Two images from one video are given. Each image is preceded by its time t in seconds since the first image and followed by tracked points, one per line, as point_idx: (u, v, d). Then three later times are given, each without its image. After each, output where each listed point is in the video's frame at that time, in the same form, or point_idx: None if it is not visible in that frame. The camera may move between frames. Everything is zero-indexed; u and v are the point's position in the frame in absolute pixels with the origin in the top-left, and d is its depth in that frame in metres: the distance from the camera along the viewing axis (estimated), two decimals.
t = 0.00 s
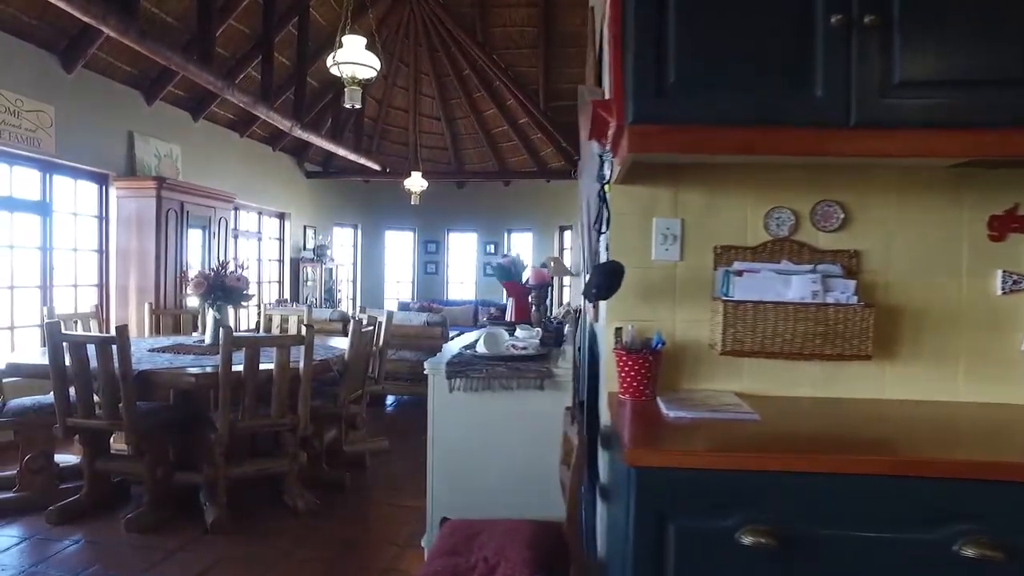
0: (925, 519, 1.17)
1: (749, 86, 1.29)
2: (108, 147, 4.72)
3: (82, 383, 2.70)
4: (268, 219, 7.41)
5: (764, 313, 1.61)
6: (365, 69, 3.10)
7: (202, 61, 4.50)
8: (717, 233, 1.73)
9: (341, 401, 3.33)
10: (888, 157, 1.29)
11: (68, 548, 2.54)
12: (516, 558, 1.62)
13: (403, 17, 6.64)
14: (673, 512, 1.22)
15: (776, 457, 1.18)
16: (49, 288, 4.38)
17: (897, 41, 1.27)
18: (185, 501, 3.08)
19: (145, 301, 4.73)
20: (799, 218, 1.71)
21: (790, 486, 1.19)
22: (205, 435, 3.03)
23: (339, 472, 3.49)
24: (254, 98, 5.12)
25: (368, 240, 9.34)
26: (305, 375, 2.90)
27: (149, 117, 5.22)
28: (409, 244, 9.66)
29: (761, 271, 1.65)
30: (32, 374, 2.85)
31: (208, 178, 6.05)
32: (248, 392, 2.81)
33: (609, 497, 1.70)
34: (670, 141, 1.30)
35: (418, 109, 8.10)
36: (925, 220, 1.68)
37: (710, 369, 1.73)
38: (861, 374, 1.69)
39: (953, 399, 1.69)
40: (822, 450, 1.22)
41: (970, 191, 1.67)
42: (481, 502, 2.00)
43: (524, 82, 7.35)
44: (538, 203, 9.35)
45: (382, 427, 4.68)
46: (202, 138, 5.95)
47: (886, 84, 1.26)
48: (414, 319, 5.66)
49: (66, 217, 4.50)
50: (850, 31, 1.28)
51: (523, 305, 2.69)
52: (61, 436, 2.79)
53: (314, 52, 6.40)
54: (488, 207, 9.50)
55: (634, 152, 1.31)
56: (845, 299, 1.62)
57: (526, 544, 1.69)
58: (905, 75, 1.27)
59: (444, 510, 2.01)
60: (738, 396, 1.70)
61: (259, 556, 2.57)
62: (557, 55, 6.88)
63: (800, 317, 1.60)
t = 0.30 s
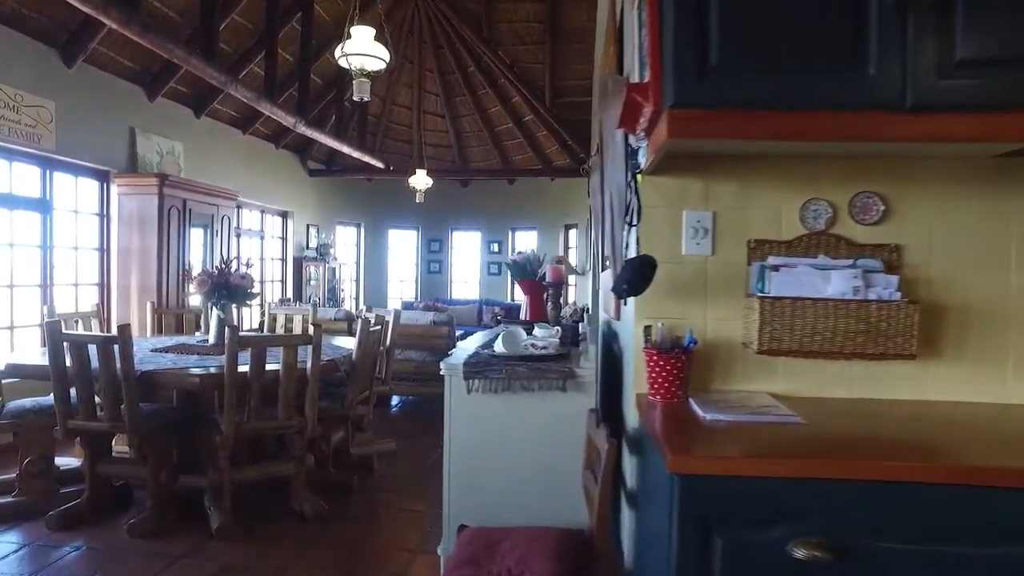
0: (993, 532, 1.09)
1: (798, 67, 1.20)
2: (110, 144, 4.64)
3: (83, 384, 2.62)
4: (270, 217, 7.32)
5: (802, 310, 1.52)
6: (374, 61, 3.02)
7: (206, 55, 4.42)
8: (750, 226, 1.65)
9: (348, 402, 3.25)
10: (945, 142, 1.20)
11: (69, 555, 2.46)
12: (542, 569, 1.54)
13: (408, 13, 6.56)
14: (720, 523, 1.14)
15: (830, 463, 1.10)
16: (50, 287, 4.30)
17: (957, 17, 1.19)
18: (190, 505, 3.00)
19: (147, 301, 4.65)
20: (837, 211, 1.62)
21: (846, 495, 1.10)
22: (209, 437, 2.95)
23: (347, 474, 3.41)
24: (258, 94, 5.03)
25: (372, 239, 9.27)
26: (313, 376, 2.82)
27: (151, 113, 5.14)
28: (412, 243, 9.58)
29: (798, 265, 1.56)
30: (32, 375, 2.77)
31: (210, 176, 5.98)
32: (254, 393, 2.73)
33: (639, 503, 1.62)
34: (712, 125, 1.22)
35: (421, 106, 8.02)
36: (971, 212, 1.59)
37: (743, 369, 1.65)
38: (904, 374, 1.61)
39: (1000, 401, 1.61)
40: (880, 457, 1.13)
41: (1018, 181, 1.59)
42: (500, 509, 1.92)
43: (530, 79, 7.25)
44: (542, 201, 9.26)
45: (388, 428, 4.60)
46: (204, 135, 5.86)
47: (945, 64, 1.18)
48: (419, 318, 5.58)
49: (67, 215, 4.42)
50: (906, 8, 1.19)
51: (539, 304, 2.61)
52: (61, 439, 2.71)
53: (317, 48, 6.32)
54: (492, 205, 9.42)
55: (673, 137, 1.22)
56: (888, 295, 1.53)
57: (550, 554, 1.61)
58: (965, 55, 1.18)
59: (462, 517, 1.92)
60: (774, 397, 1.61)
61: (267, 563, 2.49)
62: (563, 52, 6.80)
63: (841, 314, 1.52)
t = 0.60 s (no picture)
0: None
1: (854, 53, 1.11)
2: (109, 143, 4.55)
3: (81, 389, 2.53)
4: (272, 217, 7.24)
5: (844, 315, 1.43)
6: (382, 56, 2.94)
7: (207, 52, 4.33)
8: (786, 225, 1.56)
9: (354, 407, 3.16)
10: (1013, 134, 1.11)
11: (66, 568, 2.37)
12: None
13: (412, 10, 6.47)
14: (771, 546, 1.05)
15: (894, 483, 1.01)
16: (48, 288, 4.21)
17: None
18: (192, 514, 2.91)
19: (147, 302, 4.56)
20: (877, 209, 1.53)
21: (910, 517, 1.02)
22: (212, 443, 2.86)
23: (352, 481, 3.32)
24: (260, 91, 4.94)
25: (374, 239, 9.18)
26: (318, 381, 2.73)
27: (151, 112, 5.05)
28: (415, 244, 9.49)
29: (839, 267, 1.46)
30: (28, 380, 2.68)
31: (212, 175, 5.90)
32: (258, 399, 2.64)
33: (668, 518, 1.53)
34: (760, 116, 1.13)
35: (424, 105, 7.94)
36: (1020, 211, 1.50)
37: (778, 377, 1.56)
38: (949, 383, 1.52)
39: None
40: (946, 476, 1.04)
41: None
42: (518, 522, 1.83)
43: (535, 77, 7.15)
44: (546, 201, 9.17)
45: (393, 431, 4.52)
46: (205, 134, 5.77)
47: (1016, 49, 1.09)
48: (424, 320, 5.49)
49: (65, 215, 4.33)
50: None
51: (553, 306, 2.51)
52: (59, 446, 2.62)
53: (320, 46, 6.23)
54: (496, 205, 9.34)
55: (718, 129, 1.14)
56: (935, 299, 1.43)
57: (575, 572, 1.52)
58: None
59: (478, 532, 1.84)
60: (811, 406, 1.53)
61: None
62: (568, 49, 6.71)
63: (885, 318, 1.42)
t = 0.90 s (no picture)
0: None
1: (903, 33, 1.04)
2: (109, 140, 4.48)
3: (79, 392, 2.46)
4: (273, 216, 7.17)
5: (881, 315, 1.36)
6: (388, 49, 2.87)
7: (209, 47, 4.26)
8: (816, 221, 1.48)
9: (360, 410, 3.09)
10: None
11: None
12: None
13: (415, 7, 6.41)
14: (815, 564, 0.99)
15: (951, 497, 0.95)
16: (47, 288, 4.13)
17: None
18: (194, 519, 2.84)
19: (147, 302, 4.49)
20: (913, 205, 1.45)
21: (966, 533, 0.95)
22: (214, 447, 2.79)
23: (357, 485, 3.25)
24: (263, 88, 4.87)
25: (377, 238, 9.11)
26: (323, 383, 2.66)
27: (151, 109, 4.98)
28: (418, 243, 9.42)
29: (876, 265, 1.38)
30: (25, 382, 2.61)
31: (214, 173, 5.84)
32: (262, 401, 2.57)
33: (693, 528, 1.46)
34: (804, 103, 1.06)
35: (427, 103, 7.88)
36: None
37: (809, 380, 1.48)
38: (991, 387, 1.44)
39: None
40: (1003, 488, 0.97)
41: None
42: (533, 532, 1.75)
43: (539, 75, 7.08)
44: (549, 200, 9.08)
45: (398, 433, 4.45)
46: (206, 131, 5.70)
47: None
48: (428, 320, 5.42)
49: (64, 214, 4.25)
50: None
51: (566, 306, 2.49)
52: (56, 450, 2.54)
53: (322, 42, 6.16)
54: (499, 204, 9.27)
55: (758, 118, 1.07)
56: (977, 299, 1.36)
57: None
58: None
59: (491, 541, 1.76)
60: (844, 411, 1.45)
61: None
62: (573, 46, 6.64)
63: (925, 319, 1.35)
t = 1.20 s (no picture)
0: None
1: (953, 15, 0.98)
2: (109, 138, 4.42)
3: (80, 394, 2.40)
4: (275, 215, 7.12)
5: (918, 315, 1.30)
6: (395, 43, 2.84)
7: (211, 43, 4.21)
8: (847, 217, 1.42)
9: (366, 412, 3.03)
10: None
11: None
12: None
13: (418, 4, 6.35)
14: None
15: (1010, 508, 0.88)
16: (47, 287, 4.07)
17: None
18: (196, 524, 2.78)
19: (149, 302, 4.43)
20: (949, 199, 1.39)
21: None
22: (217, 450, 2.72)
23: (363, 488, 3.20)
24: (265, 84, 4.81)
25: (379, 237, 9.05)
26: (330, 385, 2.60)
27: (152, 107, 4.92)
28: (420, 242, 9.36)
29: (912, 262, 1.32)
30: (24, 384, 2.55)
31: (215, 172, 5.78)
32: (267, 403, 2.51)
33: (721, 537, 1.40)
34: (846, 90, 1.01)
35: (430, 101, 7.83)
36: None
37: (839, 381, 1.42)
38: None
39: None
40: None
41: None
42: (550, 540, 1.69)
43: (543, 72, 7.02)
44: (553, 199, 9.02)
45: (403, 435, 4.40)
46: (208, 128, 5.65)
47: None
48: (432, 320, 5.36)
49: (64, 212, 4.19)
50: None
51: (577, 307, 2.42)
52: (56, 454, 2.48)
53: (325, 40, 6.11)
54: (502, 203, 9.21)
55: (798, 106, 1.01)
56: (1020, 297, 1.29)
57: None
58: None
59: (506, 550, 1.70)
60: (877, 414, 1.39)
61: None
62: (578, 43, 6.59)
63: (965, 319, 1.30)
